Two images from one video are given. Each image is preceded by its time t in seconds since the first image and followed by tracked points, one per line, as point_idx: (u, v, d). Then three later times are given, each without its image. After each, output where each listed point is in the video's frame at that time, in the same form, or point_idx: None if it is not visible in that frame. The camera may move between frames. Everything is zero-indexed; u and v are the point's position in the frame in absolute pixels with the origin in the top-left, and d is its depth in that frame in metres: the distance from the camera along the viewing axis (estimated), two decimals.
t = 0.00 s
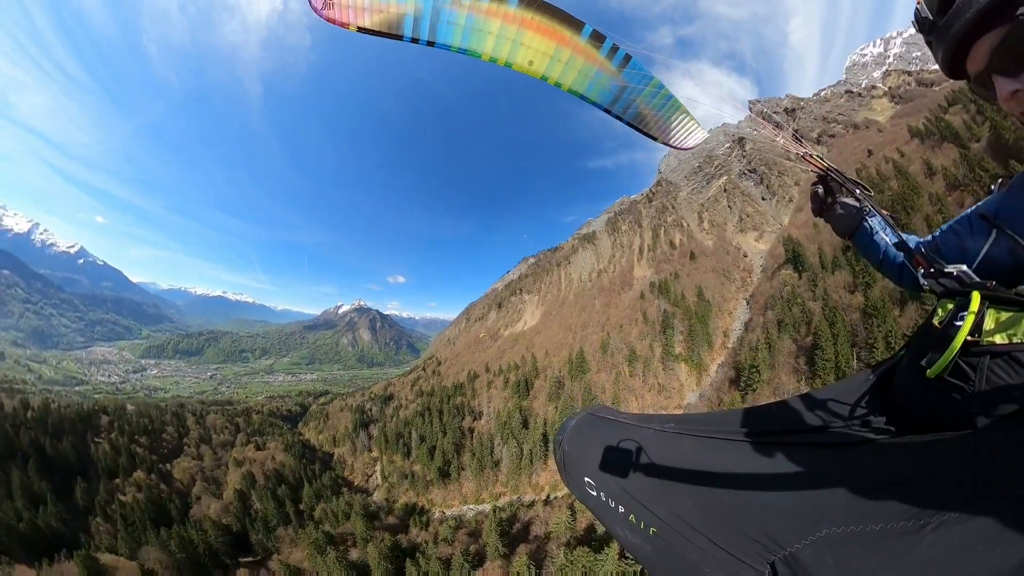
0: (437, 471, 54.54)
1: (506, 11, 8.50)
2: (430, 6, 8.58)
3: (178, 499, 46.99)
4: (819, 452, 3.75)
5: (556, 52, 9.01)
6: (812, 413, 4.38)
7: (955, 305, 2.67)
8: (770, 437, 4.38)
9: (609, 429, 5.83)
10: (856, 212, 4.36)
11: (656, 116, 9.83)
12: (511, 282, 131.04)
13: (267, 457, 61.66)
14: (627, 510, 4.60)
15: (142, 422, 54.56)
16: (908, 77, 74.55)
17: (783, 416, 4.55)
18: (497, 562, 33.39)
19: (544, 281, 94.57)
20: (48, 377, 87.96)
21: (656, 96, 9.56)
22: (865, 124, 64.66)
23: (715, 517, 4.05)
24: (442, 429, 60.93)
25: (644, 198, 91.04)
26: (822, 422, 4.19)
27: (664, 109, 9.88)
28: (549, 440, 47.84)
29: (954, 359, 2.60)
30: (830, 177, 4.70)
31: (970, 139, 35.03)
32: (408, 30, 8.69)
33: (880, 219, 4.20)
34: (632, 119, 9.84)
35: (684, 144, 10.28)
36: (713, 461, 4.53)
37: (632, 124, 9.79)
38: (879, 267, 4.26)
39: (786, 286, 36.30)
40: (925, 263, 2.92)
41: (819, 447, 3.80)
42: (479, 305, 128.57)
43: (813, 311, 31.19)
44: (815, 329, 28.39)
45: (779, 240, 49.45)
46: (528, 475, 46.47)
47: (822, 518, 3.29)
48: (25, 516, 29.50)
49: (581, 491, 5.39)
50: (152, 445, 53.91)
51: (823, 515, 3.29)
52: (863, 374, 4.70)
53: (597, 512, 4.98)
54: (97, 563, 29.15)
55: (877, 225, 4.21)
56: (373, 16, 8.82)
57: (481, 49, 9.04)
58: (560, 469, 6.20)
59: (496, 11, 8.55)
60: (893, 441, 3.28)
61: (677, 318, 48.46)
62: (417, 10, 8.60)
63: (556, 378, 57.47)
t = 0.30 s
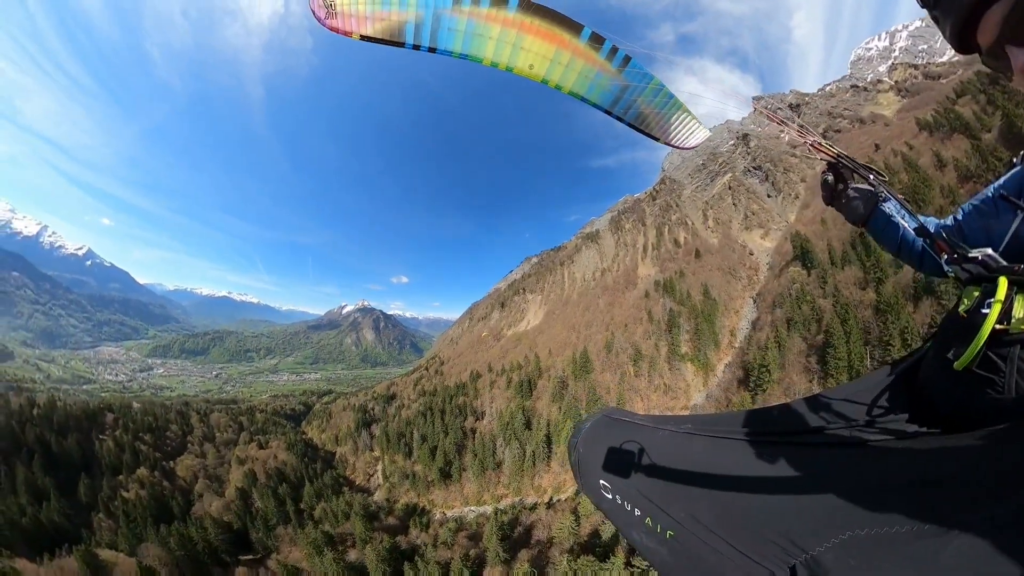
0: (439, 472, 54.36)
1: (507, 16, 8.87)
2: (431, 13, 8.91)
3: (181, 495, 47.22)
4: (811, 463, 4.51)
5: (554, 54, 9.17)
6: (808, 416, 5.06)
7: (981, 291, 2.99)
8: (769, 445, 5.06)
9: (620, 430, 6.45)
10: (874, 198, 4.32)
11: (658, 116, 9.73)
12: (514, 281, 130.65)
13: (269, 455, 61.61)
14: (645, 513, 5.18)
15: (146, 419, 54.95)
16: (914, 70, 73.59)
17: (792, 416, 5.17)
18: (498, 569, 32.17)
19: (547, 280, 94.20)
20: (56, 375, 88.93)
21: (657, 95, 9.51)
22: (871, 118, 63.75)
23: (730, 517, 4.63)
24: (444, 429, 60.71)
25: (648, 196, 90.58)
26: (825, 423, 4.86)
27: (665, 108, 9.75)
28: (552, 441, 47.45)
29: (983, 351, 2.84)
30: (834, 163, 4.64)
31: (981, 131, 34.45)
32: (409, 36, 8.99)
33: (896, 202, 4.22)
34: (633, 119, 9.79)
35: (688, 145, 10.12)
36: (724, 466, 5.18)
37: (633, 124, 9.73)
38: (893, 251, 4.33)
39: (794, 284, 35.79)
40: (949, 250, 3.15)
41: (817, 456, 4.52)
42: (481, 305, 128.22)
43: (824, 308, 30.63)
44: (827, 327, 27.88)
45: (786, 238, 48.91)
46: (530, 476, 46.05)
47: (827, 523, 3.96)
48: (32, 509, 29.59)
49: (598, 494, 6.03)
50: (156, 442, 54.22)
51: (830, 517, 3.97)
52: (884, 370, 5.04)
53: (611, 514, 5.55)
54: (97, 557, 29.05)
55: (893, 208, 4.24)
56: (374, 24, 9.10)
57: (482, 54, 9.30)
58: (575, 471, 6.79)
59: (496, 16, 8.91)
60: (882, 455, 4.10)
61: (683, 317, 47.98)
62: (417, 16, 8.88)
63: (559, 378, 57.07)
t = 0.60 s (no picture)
0: (440, 472, 54.09)
1: (503, 19, 8.82)
2: (426, 18, 8.83)
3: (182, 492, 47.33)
4: (831, 485, 4.90)
5: (552, 56, 9.29)
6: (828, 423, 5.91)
7: None
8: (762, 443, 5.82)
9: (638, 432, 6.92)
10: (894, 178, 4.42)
11: (657, 110, 10.09)
12: (517, 281, 130.26)
13: (270, 453, 61.54)
14: (654, 527, 5.21)
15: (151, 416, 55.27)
16: (921, 63, 72.51)
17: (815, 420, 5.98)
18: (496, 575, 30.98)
19: (550, 280, 93.78)
20: (63, 374, 89.96)
21: (655, 91, 9.81)
22: (877, 113, 62.83)
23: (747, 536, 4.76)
24: (446, 429, 60.46)
25: (651, 195, 90.07)
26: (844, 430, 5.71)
27: (662, 102, 10.08)
28: (555, 443, 47.14)
29: None
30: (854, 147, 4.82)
31: (992, 122, 33.75)
32: (406, 42, 8.90)
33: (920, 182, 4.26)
34: (633, 115, 10.11)
35: (686, 136, 10.57)
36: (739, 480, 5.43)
37: (634, 121, 10.06)
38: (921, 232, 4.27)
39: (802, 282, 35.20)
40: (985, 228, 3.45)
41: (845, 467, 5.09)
42: (484, 305, 128.00)
43: (834, 306, 30.01)
44: (839, 324, 27.21)
45: (793, 235, 48.25)
46: (533, 478, 45.51)
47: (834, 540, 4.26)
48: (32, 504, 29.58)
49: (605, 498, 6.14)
50: (160, 440, 54.44)
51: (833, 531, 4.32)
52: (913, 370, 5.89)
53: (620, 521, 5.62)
54: (96, 551, 28.99)
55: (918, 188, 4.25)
56: (371, 30, 8.99)
57: (480, 57, 9.29)
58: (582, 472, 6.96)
59: (491, 19, 8.85)
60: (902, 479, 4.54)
61: (689, 316, 47.41)
62: (414, 21, 8.78)
63: (562, 378, 56.64)
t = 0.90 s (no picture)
0: (441, 473, 53.83)
1: (497, 20, 8.42)
2: (420, 23, 8.55)
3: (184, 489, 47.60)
4: (841, 479, 5.15)
5: (549, 56, 8.98)
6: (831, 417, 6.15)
7: None
8: (782, 431, 6.22)
9: (656, 430, 7.35)
10: (894, 162, 4.40)
11: (656, 106, 9.94)
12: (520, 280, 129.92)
13: (272, 452, 61.50)
14: (671, 515, 5.57)
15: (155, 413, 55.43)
16: (927, 56, 71.62)
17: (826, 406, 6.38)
18: None
19: (553, 279, 93.38)
20: (70, 373, 90.63)
21: (654, 86, 9.59)
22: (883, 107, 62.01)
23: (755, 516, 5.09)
24: (446, 429, 60.37)
25: (655, 192, 89.51)
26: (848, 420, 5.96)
27: (662, 96, 9.89)
28: (558, 444, 46.86)
29: None
30: (852, 134, 4.78)
31: (1001, 112, 33.20)
32: (402, 49, 8.67)
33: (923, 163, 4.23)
34: (632, 111, 10.02)
35: (686, 130, 10.39)
36: (750, 467, 5.84)
37: (633, 117, 10.01)
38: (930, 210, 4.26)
39: (810, 278, 34.71)
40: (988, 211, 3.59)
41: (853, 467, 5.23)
42: (487, 305, 127.64)
43: (845, 302, 29.51)
44: (852, 321, 26.62)
45: (799, 232, 47.65)
46: (535, 481, 45.16)
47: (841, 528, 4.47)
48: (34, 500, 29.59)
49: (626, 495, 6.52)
50: (163, 437, 54.55)
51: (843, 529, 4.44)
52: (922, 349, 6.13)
53: (638, 513, 6.03)
54: (95, 548, 29.07)
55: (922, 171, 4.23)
56: (367, 40, 8.55)
57: (476, 60, 9.00)
58: (601, 469, 7.55)
59: (486, 21, 8.46)
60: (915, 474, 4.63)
61: (694, 314, 46.91)
62: (409, 27, 8.52)
63: (566, 378, 56.19)
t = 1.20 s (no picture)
0: (442, 474, 53.49)
1: (488, 20, 8.58)
2: (413, 27, 8.74)
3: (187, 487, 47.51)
4: (857, 484, 4.82)
5: (541, 53, 9.09)
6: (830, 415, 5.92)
7: None
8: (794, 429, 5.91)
9: (662, 432, 7.24)
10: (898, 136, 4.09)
11: (652, 99, 9.68)
12: (522, 280, 129.45)
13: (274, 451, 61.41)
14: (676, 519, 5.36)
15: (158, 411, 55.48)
16: (933, 49, 70.78)
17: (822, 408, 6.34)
18: None
19: (556, 278, 92.89)
20: (76, 372, 91.12)
21: (649, 79, 9.34)
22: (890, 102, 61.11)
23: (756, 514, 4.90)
24: (448, 430, 60.23)
25: (658, 190, 88.92)
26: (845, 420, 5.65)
27: (659, 89, 9.59)
28: (562, 446, 46.40)
29: None
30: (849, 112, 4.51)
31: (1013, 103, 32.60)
32: (396, 53, 8.93)
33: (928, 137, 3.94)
34: (629, 105, 9.78)
35: (687, 122, 10.05)
36: (755, 465, 5.68)
37: (629, 111, 9.78)
38: (935, 186, 3.95)
39: (820, 275, 34.14)
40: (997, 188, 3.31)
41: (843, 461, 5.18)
42: (489, 305, 127.35)
43: (858, 299, 28.88)
44: (866, 317, 26.02)
45: (806, 228, 47.06)
46: (537, 482, 44.81)
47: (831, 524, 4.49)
48: (40, 495, 29.56)
49: (630, 496, 6.32)
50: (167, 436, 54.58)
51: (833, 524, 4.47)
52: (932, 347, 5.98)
53: (642, 515, 5.84)
54: (96, 544, 29.01)
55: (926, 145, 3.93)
56: (360, 46, 8.99)
57: (469, 61, 9.20)
58: (606, 469, 7.39)
59: (477, 21, 8.63)
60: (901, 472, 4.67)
61: (701, 312, 46.35)
62: (401, 32, 8.76)
63: (569, 377, 55.79)
